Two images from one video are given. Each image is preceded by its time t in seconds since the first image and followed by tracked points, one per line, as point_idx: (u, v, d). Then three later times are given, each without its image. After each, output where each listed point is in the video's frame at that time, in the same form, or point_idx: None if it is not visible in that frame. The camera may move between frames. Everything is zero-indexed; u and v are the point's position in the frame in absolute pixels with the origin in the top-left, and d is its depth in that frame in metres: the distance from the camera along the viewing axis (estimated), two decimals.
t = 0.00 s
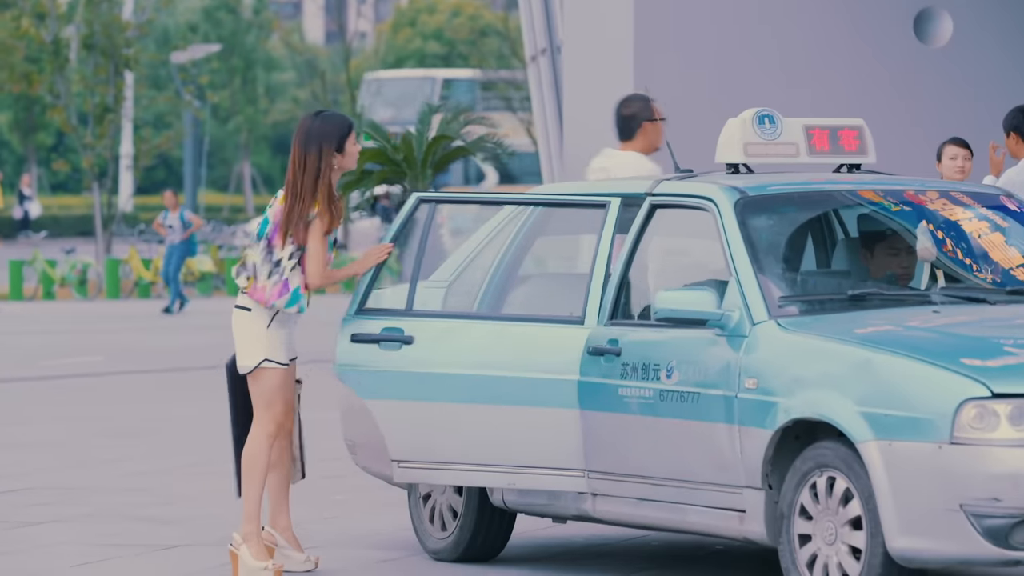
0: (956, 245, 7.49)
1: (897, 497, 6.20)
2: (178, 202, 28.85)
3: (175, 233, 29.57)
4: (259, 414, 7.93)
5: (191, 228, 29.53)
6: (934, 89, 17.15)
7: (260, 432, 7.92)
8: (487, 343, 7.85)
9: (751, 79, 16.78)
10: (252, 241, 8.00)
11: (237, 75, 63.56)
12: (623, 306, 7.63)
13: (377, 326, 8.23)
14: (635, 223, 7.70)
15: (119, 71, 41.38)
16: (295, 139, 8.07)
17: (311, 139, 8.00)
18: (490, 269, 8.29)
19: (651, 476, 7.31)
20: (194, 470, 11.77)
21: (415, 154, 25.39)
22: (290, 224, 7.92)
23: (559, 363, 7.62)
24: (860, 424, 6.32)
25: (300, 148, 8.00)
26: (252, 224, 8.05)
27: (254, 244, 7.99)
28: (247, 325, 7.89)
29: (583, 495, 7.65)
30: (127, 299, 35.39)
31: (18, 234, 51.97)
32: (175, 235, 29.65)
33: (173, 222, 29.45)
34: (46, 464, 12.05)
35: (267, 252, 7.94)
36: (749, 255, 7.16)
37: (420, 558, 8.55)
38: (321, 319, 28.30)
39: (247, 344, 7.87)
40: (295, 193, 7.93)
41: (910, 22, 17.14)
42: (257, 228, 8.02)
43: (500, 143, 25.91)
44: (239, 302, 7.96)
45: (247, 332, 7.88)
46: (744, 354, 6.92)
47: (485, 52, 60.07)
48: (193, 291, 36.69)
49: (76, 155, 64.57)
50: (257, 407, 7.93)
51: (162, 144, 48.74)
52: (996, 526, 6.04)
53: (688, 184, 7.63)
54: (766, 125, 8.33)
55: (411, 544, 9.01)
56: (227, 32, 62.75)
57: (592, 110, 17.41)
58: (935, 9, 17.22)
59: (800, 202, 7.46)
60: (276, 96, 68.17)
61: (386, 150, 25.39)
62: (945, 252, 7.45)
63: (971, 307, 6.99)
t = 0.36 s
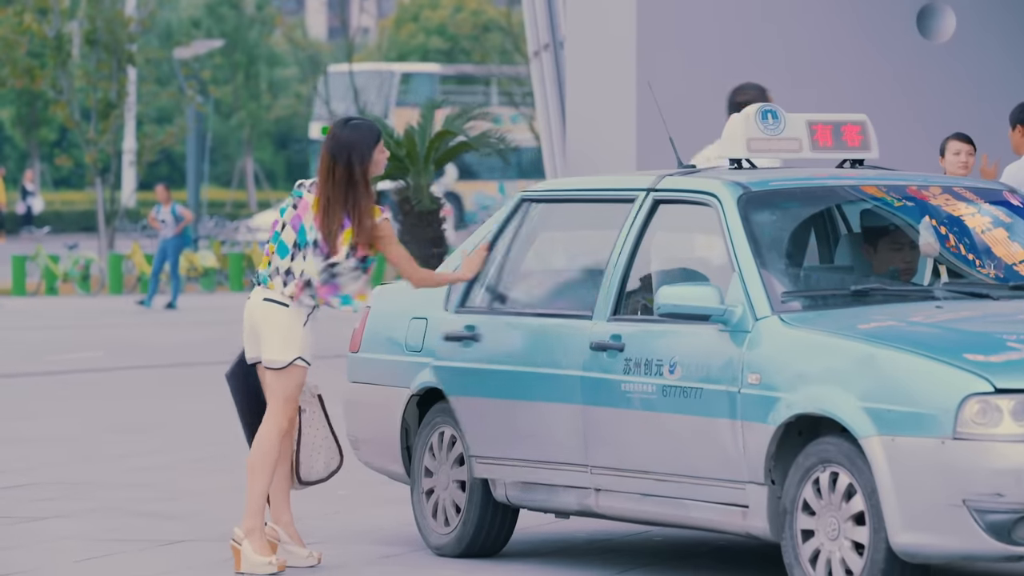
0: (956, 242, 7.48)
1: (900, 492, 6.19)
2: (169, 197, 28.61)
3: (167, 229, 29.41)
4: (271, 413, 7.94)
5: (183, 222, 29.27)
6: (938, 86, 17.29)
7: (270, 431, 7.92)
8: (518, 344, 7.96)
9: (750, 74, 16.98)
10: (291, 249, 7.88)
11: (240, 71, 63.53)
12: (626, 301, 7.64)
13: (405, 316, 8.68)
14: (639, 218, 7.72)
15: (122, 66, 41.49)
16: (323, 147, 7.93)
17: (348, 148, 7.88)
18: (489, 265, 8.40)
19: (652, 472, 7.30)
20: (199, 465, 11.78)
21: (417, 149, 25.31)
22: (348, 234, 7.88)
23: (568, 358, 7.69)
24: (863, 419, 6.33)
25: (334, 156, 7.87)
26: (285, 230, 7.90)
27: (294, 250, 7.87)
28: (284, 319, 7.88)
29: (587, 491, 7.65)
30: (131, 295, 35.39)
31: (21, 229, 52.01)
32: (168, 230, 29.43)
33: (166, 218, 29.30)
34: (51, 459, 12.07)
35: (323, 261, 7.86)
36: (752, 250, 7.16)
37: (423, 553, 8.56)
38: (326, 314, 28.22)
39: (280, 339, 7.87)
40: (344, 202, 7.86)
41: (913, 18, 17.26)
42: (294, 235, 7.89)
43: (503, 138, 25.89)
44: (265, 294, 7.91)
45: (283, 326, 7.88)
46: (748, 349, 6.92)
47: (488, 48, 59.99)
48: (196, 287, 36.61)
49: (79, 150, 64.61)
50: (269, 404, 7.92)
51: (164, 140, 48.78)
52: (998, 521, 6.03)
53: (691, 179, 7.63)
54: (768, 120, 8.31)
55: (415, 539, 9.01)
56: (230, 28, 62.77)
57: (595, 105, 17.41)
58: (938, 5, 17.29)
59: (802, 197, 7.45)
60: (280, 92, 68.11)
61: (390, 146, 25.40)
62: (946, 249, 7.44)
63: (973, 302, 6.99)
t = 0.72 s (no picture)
0: (957, 237, 7.48)
1: (900, 487, 6.19)
2: (152, 194, 28.64)
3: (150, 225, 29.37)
4: (289, 409, 7.99)
5: (166, 218, 29.31)
6: (937, 83, 17.44)
7: (294, 429, 7.98)
8: (520, 339, 7.96)
9: (750, 70, 16.98)
10: (306, 246, 7.89)
11: (239, 66, 63.54)
12: (627, 295, 7.64)
13: (405, 311, 8.68)
14: (641, 214, 7.73)
15: (121, 61, 41.52)
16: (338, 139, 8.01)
17: (359, 143, 7.96)
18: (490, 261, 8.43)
19: (652, 467, 7.29)
20: (199, 461, 11.77)
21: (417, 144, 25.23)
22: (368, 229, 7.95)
23: (569, 353, 7.69)
24: (863, 415, 6.33)
25: (351, 149, 7.96)
26: (298, 229, 7.92)
27: (309, 246, 7.89)
28: (301, 313, 7.90)
29: (587, 486, 7.65)
30: (131, 290, 35.31)
31: (20, 224, 52.00)
32: (151, 225, 29.44)
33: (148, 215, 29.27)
34: (51, 454, 12.06)
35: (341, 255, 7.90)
36: (752, 245, 7.15)
37: (424, 548, 8.56)
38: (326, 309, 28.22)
39: (298, 334, 7.90)
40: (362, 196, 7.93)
41: (913, 13, 17.41)
42: (307, 233, 7.91)
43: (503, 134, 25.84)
44: (281, 289, 7.93)
45: (300, 320, 7.89)
46: (747, 345, 6.92)
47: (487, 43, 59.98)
48: (195, 282, 36.58)
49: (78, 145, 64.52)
50: (288, 404, 7.98)
51: (163, 135, 48.69)
52: (998, 516, 6.03)
53: (691, 174, 7.63)
54: (768, 115, 8.34)
55: (414, 534, 9.01)
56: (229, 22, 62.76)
57: (595, 101, 17.40)
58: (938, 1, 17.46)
59: (803, 192, 7.45)
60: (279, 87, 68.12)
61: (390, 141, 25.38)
62: (946, 245, 7.45)
63: (974, 297, 7.00)
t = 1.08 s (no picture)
0: (957, 233, 7.48)
1: (900, 482, 6.19)
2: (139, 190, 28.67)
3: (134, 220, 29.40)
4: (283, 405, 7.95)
5: (150, 213, 29.42)
6: (938, 77, 17.36)
7: (293, 424, 7.95)
8: (520, 335, 7.95)
9: (750, 65, 17.00)
10: (275, 240, 7.89)
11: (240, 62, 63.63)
12: (627, 290, 7.63)
13: (405, 306, 8.67)
14: (641, 209, 7.73)
15: (121, 56, 41.52)
16: (308, 111, 8.01)
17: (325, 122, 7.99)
18: (490, 255, 8.41)
19: (653, 462, 7.29)
20: (199, 455, 11.77)
21: (417, 140, 25.24)
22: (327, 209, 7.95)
23: (569, 349, 7.68)
24: (863, 410, 6.33)
25: (319, 126, 7.97)
26: (264, 223, 7.91)
27: (279, 239, 7.89)
28: (286, 313, 7.87)
29: (587, 482, 7.65)
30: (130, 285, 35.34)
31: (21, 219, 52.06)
32: (136, 221, 29.57)
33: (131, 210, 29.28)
34: (51, 450, 12.06)
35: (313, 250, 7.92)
36: (752, 241, 7.15)
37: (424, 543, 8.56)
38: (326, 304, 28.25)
39: (286, 333, 7.88)
40: (327, 172, 7.93)
41: (913, 9, 17.31)
42: (273, 225, 7.90)
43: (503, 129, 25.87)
44: (263, 291, 7.90)
45: (287, 320, 7.87)
46: (747, 340, 6.92)
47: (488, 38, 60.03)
48: (195, 277, 36.60)
49: (79, 140, 64.57)
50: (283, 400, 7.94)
51: (164, 130, 48.71)
52: (997, 512, 6.03)
53: (691, 170, 7.62)
54: (768, 111, 8.32)
55: (414, 529, 9.01)
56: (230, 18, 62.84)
57: (595, 95, 17.41)
58: None
59: (803, 187, 7.45)
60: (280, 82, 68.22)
61: (389, 136, 25.34)
62: (947, 240, 7.43)
63: (974, 293, 6.99)
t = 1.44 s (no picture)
0: (957, 232, 7.48)
1: (900, 481, 6.19)
2: (129, 188, 28.67)
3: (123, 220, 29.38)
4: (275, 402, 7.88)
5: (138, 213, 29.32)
6: (938, 78, 17.38)
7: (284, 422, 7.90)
8: (520, 334, 7.95)
9: (751, 64, 17.01)
10: (256, 236, 7.95)
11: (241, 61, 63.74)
12: (627, 289, 7.63)
13: (405, 305, 8.67)
14: (641, 208, 7.73)
15: (121, 55, 41.50)
16: (293, 106, 8.03)
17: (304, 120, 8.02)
18: (492, 254, 8.41)
19: (653, 461, 7.29)
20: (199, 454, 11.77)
21: (417, 139, 25.20)
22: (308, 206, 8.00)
23: (569, 346, 7.69)
24: (863, 409, 6.33)
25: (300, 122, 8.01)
26: (242, 221, 7.97)
27: (260, 235, 7.95)
28: (285, 313, 7.91)
29: (587, 480, 7.65)
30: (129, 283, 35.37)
31: (22, 217, 52.16)
32: (123, 220, 29.46)
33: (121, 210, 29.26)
34: (51, 448, 12.07)
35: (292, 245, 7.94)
36: (752, 239, 7.15)
37: (424, 542, 8.55)
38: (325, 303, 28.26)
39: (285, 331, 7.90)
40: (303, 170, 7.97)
41: (913, 8, 17.34)
42: (252, 222, 7.97)
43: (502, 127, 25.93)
44: (263, 292, 7.93)
45: (285, 325, 7.90)
46: (748, 339, 6.92)
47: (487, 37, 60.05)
48: (194, 275, 36.63)
49: (79, 139, 64.66)
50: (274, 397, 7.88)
51: (163, 128, 48.75)
52: (998, 510, 6.03)
53: (692, 168, 7.63)
54: (768, 110, 8.32)
55: (414, 528, 9.01)
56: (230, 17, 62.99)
57: (595, 94, 17.45)
58: None
59: (803, 186, 7.45)
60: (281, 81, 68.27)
61: (388, 134, 25.29)
62: (948, 239, 7.43)
63: (975, 292, 6.99)
